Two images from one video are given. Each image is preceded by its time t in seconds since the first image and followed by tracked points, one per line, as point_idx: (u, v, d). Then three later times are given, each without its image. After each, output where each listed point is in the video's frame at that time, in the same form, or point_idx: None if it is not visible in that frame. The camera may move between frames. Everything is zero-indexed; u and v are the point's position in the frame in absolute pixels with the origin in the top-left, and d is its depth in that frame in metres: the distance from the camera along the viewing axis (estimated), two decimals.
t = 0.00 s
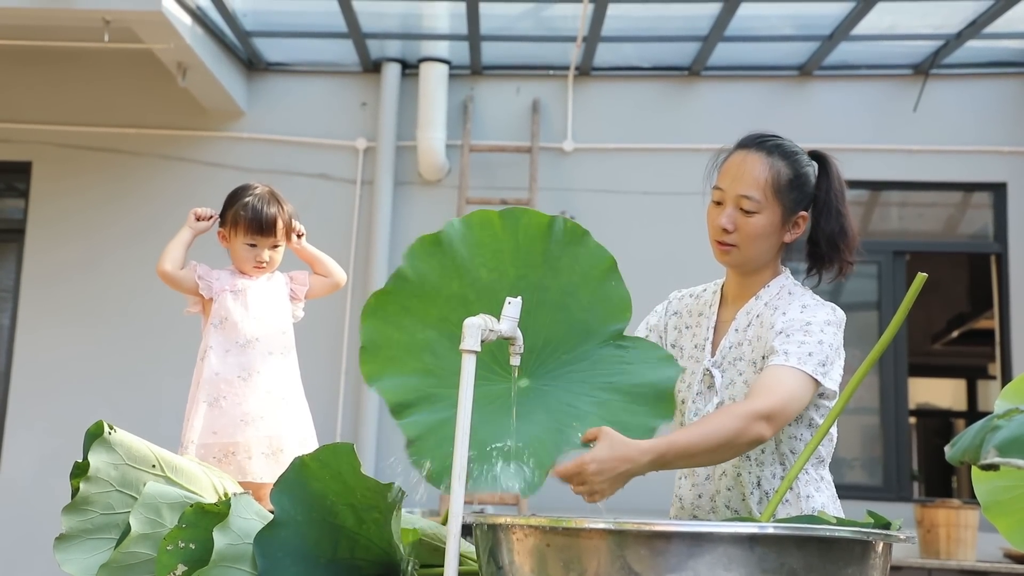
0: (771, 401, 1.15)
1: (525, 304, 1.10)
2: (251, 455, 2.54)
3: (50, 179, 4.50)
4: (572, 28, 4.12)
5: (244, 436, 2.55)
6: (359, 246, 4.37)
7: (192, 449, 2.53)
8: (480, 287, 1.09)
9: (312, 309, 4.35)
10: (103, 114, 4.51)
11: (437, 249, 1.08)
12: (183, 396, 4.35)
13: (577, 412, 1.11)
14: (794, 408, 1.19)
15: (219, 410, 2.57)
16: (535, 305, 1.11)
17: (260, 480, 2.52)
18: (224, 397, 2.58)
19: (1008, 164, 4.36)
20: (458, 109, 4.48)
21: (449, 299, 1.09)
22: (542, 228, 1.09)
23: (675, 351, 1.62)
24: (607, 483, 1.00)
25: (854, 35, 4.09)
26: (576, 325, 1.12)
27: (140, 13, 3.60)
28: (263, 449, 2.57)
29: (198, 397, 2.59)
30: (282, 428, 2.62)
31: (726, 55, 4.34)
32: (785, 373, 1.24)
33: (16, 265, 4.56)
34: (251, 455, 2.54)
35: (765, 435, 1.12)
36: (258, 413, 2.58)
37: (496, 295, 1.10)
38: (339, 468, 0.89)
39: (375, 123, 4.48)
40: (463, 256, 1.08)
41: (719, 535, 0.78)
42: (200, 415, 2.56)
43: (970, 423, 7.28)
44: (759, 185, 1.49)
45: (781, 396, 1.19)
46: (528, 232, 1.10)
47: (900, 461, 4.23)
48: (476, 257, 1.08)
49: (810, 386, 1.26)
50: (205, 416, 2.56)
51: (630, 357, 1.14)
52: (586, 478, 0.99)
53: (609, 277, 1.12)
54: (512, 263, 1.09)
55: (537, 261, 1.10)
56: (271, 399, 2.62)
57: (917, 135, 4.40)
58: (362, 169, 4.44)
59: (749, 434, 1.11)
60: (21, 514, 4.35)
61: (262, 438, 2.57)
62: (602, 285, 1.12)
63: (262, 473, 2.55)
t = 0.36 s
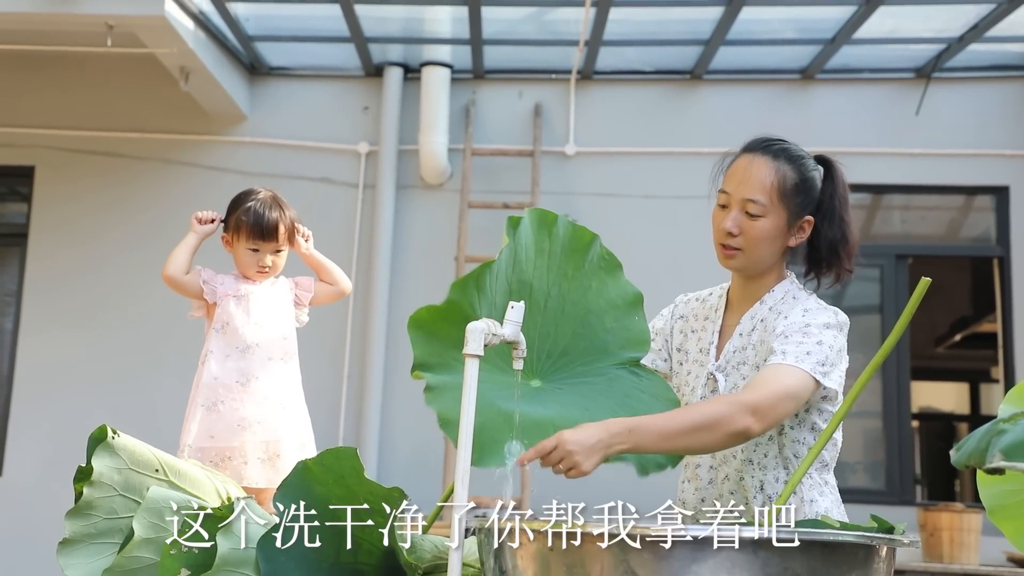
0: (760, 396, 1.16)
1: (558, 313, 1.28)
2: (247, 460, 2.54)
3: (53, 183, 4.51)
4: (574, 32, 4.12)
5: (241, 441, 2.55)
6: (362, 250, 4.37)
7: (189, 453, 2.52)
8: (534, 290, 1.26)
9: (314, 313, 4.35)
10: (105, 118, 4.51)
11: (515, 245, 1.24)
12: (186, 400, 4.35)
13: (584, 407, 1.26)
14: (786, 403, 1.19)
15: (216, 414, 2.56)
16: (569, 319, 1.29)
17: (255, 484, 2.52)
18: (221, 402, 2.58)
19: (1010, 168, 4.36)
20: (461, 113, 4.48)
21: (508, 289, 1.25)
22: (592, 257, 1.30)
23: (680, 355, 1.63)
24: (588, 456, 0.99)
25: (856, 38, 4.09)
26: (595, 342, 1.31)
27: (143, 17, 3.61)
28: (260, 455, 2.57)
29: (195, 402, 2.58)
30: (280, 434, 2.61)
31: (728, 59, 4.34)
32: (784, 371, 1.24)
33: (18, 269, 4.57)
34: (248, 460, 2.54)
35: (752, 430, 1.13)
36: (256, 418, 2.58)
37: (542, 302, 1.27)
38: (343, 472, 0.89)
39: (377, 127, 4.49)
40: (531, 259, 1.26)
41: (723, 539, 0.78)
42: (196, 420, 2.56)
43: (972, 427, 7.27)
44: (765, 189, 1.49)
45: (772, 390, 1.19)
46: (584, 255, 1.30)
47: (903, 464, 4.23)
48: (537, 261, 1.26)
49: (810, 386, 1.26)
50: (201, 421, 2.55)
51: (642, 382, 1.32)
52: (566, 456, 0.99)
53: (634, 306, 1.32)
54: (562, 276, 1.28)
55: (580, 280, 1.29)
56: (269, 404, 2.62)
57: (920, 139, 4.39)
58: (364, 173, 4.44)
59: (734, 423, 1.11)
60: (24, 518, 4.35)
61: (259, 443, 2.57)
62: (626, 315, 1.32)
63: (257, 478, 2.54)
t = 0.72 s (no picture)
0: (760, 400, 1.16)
1: (543, 305, 1.31)
2: (254, 463, 2.54)
3: (56, 186, 4.51)
4: (576, 35, 4.12)
5: (246, 445, 2.55)
6: (364, 252, 4.37)
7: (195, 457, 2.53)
8: (511, 283, 1.30)
9: (316, 316, 4.36)
10: (108, 122, 4.52)
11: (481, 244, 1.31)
12: (188, 403, 4.35)
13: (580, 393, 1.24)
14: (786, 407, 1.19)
15: (221, 418, 2.56)
16: (555, 308, 1.31)
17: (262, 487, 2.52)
18: (226, 406, 2.58)
19: (1013, 170, 4.36)
20: (462, 116, 4.48)
21: (482, 286, 1.30)
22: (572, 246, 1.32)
23: (686, 355, 1.63)
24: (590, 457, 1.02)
25: (858, 41, 4.09)
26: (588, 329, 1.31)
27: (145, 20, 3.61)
28: (265, 457, 2.57)
29: (200, 406, 2.58)
30: (285, 436, 2.61)
31: (729, 62, 4.34)
32: (784, 374, 1.24)
33: (20, 272, 4.57)
34: (254, 463, 2.54)
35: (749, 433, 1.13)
36: (261, 421, 2.58)
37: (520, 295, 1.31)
38: (345, 475, 0.88)
39: (379, 130, 4.49)
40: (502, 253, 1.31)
41: (725, 542, 0.78)
42: (201, 425, 2.56)
43: (975, 430, 7.26)
44: (761, 184, 1.50)
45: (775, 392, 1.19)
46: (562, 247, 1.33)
47: (906, 467, 4.22)
48: (513, 256, 1.31)
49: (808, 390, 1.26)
50: (207, 426, 2.55)
51: (637, 363, 1.30)
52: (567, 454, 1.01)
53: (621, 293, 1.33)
54: (539, 267, 1.31)
55: (561, 272, 1.32)
56: (273, 407, 2.62)
57: (922, 141, 4.39)
58: (366, 176, 4.44)
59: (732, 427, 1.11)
60: (26, 521, 4.35)
61: (265, 446, 2.57)
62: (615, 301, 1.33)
63: (264, 481, 2.55)
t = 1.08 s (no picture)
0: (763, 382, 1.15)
1: (548, 286, 1.36)
2: (256, 464, 2.54)
3: (57, 189, 4.51)
4: (577, 35, 4.12)
5: (248, 446, 2.55)
6: (366, 253, 4.37)
7: (198, 458, 2.53)
8: (519, 263, 1.34)
9: (317, 318, 4.36)
10: (110, 124, 4.52)
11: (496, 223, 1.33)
12: (191, 405, 4.35)
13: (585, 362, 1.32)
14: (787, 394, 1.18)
15: (224, 419, 2.56)
16: (557, 288, 1.36)
17: (265, 488, 2.53)
18: (229, 407, 2.58)
19: (1014, 169, 4.35)
20: (463, 117, 4.48)
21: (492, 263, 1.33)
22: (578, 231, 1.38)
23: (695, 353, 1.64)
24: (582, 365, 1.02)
25: (859, 41, 4.09)
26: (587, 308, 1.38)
27: (147, 22, 3.62)
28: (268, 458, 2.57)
29: (203, 407, 2.59)
30: (288, 437, 2.61)
31: (730, 62, 4.35)
32: (784, 361, 1.24)
33: (22, 275, 4.57)
34: (256, 464, 2.54)
35: (748, 414, 1.12)
36: (263, 422, 2.58)
37: (528, 275, 1.34)
38: (347, 476, 0.88)
39: (380, 131, 4.49)
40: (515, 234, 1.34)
41: (725, 542, 0.78)
42: (204, 426, 2.57)
43: (977, 429, 7.26)
44: (773, 176, 1.50)
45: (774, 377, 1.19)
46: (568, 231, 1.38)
47: (908, 467, 4.22)
48: (524, 237, 1.34)
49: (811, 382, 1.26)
50: (209, 427, 2.56)
51: (636, 340, 1.37)
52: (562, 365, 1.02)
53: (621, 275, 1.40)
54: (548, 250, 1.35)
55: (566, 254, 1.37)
56: (275, 408, 2.62)
57: (923, 141, 4.39)
58: (367, 177, 4.44)
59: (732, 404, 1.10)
60: (29, 524, 4.35)
61: (268, 447, 2.57)
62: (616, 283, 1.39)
63: (267, 482, 2.55)
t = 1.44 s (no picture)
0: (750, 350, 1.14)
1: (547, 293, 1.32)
2: (257, 464, 2.54)
3: (59, 190, 4.52)
4: (577, 35, 4.12)
5: (249, 446, 2.55)
6: (367, 253, 4.37)
7: (199, 459, 2.54)
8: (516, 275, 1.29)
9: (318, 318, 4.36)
10: (112, 124, 4.52)
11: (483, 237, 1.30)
12: (192, 405, 4.36)
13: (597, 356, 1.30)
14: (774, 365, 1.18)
15: (225, 419, 2.57)
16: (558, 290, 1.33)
17: (266, 488, 2.53)
18: (230, 406, 2.59)
19: (1015, 168, 4.35)
20: (464, 117, 4.48)
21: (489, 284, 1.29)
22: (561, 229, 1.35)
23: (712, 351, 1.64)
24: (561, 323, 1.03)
25: (860, 39, 4.09)
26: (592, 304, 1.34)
27: (147, 23, 3.63)
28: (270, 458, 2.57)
29: (205, 407, 2.59)
30: (289, 437, 2.61)
31: (731, 61, 4.35)
32: (781, 342, 1.22)
33: (24, 275, 4.57)
34: (257, 464, 2.54)
35: (727, 377, 1.11)
36: (265, 422, 2.58)
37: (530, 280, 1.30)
38: (347, 475, 0.80)
39: (381, 130, 4.49)
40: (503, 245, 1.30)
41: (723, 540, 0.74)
42: (205, 425, 2.57)
43: (978, 428, 7.26)
44: (782, 172, 1.50)
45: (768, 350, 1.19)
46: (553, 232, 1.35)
47: (910, 466, 4.22)
48: (510, 249, 1.30)
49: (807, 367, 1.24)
50: (210, 426, 2.57)
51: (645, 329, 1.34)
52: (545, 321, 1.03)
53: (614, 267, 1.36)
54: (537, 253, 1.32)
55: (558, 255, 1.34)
56: (276, 409, 2.62)
57: (924, 139, 4.38)
58: (368, 177, 4.44)
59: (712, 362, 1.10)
60: (31, 524, 4.36)
61: (269, 446, 2.58)
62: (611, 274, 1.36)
63: (268, 482, 2.55)
